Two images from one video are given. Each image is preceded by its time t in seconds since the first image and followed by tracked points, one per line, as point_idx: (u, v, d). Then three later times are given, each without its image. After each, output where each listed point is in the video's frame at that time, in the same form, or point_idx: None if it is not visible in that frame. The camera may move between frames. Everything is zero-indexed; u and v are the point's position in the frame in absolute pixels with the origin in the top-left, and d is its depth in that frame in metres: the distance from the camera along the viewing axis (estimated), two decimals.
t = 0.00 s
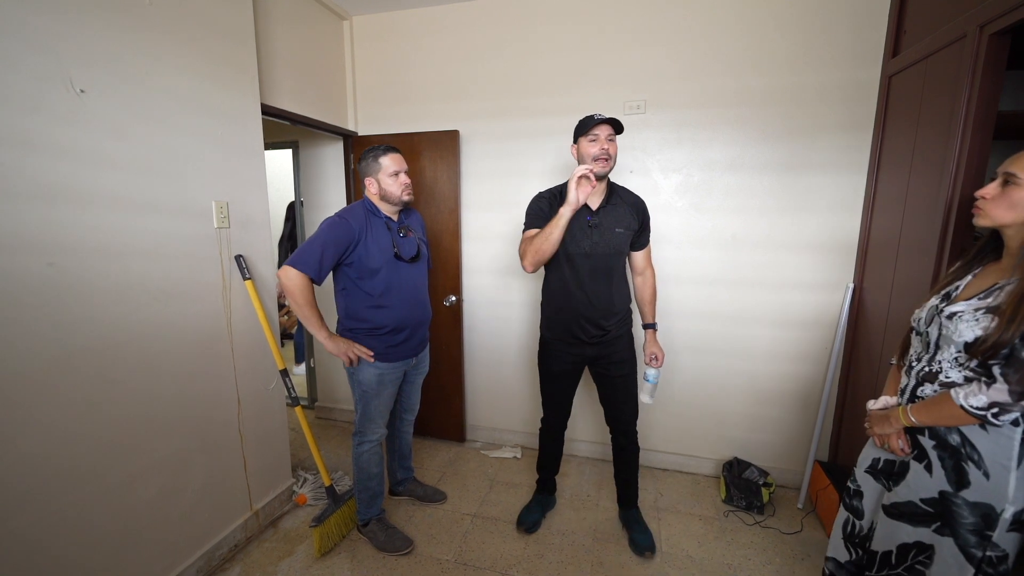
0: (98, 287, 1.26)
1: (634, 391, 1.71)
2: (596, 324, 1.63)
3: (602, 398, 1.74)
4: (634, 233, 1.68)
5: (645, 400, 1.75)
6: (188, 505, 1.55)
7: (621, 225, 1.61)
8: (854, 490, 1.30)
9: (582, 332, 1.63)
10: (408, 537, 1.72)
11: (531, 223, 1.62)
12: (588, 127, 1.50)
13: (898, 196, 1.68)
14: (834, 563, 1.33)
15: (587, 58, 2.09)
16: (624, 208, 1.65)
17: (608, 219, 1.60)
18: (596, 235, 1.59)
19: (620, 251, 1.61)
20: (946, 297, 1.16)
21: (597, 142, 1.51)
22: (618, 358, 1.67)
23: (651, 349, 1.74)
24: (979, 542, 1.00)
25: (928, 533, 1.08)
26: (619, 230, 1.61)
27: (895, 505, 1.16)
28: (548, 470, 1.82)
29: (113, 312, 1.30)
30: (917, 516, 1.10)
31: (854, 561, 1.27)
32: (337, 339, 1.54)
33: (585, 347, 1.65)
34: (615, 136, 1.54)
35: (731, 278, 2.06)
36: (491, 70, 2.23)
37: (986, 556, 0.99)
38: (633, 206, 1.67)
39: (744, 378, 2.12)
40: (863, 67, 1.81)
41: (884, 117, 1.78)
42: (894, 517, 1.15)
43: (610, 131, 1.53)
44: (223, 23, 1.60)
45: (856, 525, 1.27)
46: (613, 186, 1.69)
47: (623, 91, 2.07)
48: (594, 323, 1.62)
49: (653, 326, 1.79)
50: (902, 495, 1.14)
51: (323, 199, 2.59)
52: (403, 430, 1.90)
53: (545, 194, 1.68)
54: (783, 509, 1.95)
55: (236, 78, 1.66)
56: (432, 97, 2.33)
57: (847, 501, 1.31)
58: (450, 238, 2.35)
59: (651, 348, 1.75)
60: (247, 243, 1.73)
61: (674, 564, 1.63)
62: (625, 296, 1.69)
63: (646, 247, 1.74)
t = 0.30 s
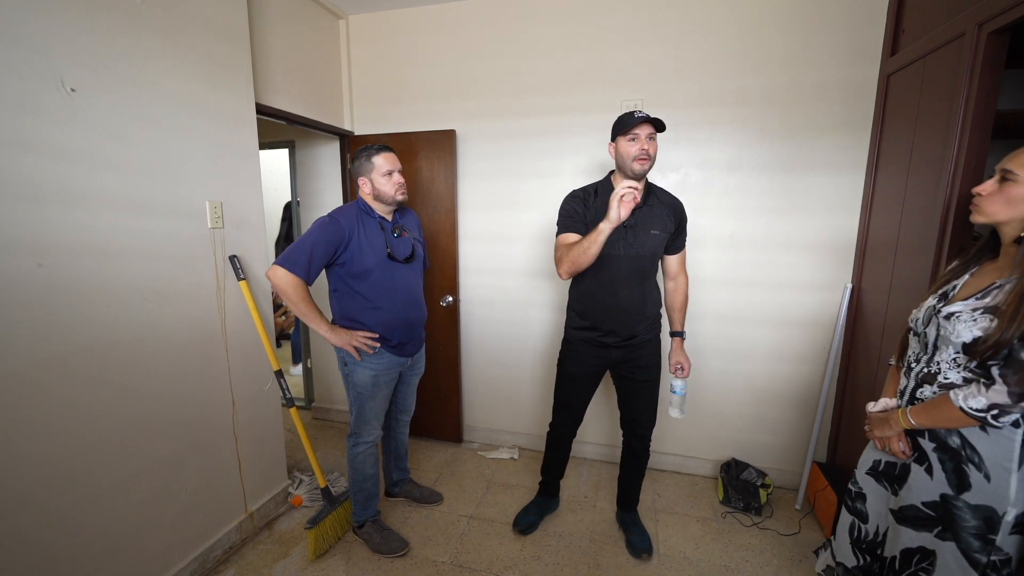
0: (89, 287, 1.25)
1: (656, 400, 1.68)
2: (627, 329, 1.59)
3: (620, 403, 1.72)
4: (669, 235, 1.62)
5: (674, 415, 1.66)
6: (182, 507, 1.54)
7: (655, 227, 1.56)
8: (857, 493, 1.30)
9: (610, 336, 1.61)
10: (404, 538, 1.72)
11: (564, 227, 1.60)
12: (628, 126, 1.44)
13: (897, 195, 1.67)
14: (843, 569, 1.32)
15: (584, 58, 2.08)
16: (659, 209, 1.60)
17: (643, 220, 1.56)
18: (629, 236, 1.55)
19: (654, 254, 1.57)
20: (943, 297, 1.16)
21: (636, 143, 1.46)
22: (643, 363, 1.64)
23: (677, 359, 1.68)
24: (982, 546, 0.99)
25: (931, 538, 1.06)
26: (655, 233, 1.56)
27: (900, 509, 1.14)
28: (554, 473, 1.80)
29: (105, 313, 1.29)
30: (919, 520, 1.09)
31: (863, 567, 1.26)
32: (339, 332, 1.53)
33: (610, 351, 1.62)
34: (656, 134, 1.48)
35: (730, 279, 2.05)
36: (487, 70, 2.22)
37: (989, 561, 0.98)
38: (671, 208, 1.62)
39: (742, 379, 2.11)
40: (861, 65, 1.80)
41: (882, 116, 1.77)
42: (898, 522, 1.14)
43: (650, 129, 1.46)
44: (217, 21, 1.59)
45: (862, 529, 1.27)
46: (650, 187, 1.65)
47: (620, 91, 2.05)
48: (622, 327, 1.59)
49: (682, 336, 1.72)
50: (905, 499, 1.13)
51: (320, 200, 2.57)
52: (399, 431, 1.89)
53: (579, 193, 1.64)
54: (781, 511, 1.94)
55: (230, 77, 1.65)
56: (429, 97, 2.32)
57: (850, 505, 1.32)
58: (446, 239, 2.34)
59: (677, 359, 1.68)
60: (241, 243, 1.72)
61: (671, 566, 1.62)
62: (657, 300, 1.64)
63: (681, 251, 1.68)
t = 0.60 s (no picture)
0: (78, 288, 1.23)
1: (655, 401, 1.66)
2: (637, 331, 1.58)
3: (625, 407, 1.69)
4: (683, 237, 1.60)
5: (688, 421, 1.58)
6: (174, 509, 1.52)
7: (668, 228, 1.54)
8: (864, 498, 1.28)
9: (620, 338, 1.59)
10: (399, 541, 1.70)
11: (575, 229, 1.61)
12: (637, 127, 1.44)
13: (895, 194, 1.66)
14: (850, 573, 1.31)
15: (580, 57, 2.07)
16: (674, 209, 1.58)
17: (655, 219, 1.55)
18: (640, 236, 1.54)
19: (666, 254, 1.55)
20: (941, 294, 1.15)
21: (647, 143, 1.46)
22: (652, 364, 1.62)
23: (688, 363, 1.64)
24: (991, 549, 0.98)
25: (938, 543, 1.06)
26: (667, 232, 1.55)
27: (907, 513, 1.13)
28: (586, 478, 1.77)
29: (93, 313, 1.27)
30: (926, 524, 1.08)
31: (873, 572, 1.24)
32: (333, 333, 1.51)
33: (616, 351, 1.61)
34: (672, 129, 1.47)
35: (728, 279, 2.04)
36: (483, 69, 2.21)
37: (998, 563, 0.97)
38: (687, 207, 1.60)
39: (740, 380, 2.10)
40: (858, 65, 1.79)
41: (880, 115, 1.76)
42: (905, 525, 1.13)
43: (664, 126, 1.45)
44: (209, 20, 1.58)
45: (870, 534, 1.25)
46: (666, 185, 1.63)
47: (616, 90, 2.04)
48: (633, 328, 1.58)
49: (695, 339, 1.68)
50: (912, 502, 1.12)
51: (316, 200, 2.56)
52: (394, 433, 1.87)
53: (592, 191, 1.63)
54: (779, 512, 1.93)
55: (223, 76, 1.64)
56: (425, 96, 2.31)
57: (858, 509, 1.30)
58: (443, 238, 2.32)
59: (688, 363, 1.64)
60: (234, 243, 1.70)
61: (667, 568, 1.61)
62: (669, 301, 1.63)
63: (696, 253, 1.65)
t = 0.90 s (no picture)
0: (69, 288, 1.22)
1: (653, 402, 1.65)
2: (632, 331, 1.57)
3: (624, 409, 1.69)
4: (685, 236, 1.55)
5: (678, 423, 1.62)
6: (168, 511, 1.51)
7: (665, 226, 1.51)
8: (871, 497, 1.26)
9: (614, 338, 1.59)
10: (395, 543, 1.69)
11: (570, 227, 1.68)
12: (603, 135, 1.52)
13: (894, 193, 1.65)
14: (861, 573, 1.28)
15: (578, 56, 2.06)
16: (675, 207, 1.53)
17: (651, 218, 1.53)
18: (634, 234, 1.53)
19: (661, 253, 1.52)
20: (936, 289, 1.14)
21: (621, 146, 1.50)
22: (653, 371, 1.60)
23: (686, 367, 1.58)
24: (995, 545, 0.97)
25: (939, 540, 1.05)
26: (663, 231, 1.52)
27: (910, 511, 1.11)
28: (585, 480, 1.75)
29: (85, 315, 1.26)
30: (929, 522, 1.07)
31: (883, 570, 1.23)
32: (330, 334, 1.50)
33: (612, 350, 1.61)
34: (640, 125, 1.42)
35: (726, 279, 2.02)
36: (481, 69, 2.19)
37: (1003, 559, 0.97)
38: (690, 205, 1.53)
39: (739, 381, 2.09)
40: (857, 64, 1.78)
41: (879, 114, 1.75)
42: (908, 523, 1.12)
43: (628, 126, 1.43)
44: (203, 18, 1.57)
45: (878, 532, 1.24)
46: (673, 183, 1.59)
47: (614, 90, 2.03)
48: (627, 328, 1.57)
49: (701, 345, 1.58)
50: (914, 500, 1.10)
51: (313, 200, 2.55)
52: (391, 433, 1.86)
53: (592, 190, 1.65)
54: (778, 514, 1.92)
55: (217, 75, 1.62)
56: (422, 96, 2.30)
57: (865, 507, 1.28)
58: (440, 239, 2.31)
59: (689, 368, 1.59)
60: (229, 243, 1.69)
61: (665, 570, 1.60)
62: (670, 303, 1.58)
63: (704, 252, 1.57)
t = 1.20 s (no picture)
0: (58, 289, 1.20)
1: (652, 404, 1.63)
2: (615, 330, 1.63)
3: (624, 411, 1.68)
4: (669, 240, 1.52)
5: (677, 443, 1.55)
6: (161, 514, 1.49)
7: (647, 228, 1.54)
8: (873, 499, 1.25)
9: (599, 335, 1.67)
10: (392, 546, 1.67)
11: (579, 226, 1.83)
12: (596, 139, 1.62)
13: (895, 194, 1.64)
14: None
15: (576, 55, 2.04)
16: (662, 209, 1.53)
17: (638, 219, 1.56)
18: (621, 235, 1.60)
19: (641, 255, 1.55)
20: (935, 290, 1.12)
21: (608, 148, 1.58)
22: (638, 371, 1.60)
23: (677, 383, 1.53)
24: (993, 547, 0.96)
25: (938, 540, 1.03)
26: (645, 233, 1.54)
27: (909, 511, 1.10)
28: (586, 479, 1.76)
29: (76, 316, 1.25)
30: (927, 522, 1.05)
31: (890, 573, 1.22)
32: (326, 336, 1.49)
33: (604, 347, 1.66)
34: (618, 129, 1.49)
35: (727, 278, 2.01)
36: (479, 67, 2.18)
37: (1001, 562, 0.95)
38: (679, 208, 1.50)
39: (739, 382, 2.07)
40: (857, 62, 1.77)
41: (880, 114, 1.74)
42: (906, 523, 1.10)
43: (610, 130, 1.51)
44: (197, 15, 1.55)
45: (883, 534, 1.23)
46: (672, 185, 1.56)
47: (613, 88, 2.02)
48: (610, 326, 1.64)
49: (694, 356, 1.51)
50: (912, 501, 1.09)
51: (310, 199, 2.54)
52: (387, 435, 1.85)
53: (600, 193, 1.76)
54: (778, 516, 1.91)
55: (212, 72, 1.61)
56: (420, 94, 2.28)
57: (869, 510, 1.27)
58: (438, 238, 2.30)
59: (682, 382, 1.52)
60: (224, 243, 1.68)
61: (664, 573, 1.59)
62: (656, 307, 1.57)
63: (692, 257, 1.49)
